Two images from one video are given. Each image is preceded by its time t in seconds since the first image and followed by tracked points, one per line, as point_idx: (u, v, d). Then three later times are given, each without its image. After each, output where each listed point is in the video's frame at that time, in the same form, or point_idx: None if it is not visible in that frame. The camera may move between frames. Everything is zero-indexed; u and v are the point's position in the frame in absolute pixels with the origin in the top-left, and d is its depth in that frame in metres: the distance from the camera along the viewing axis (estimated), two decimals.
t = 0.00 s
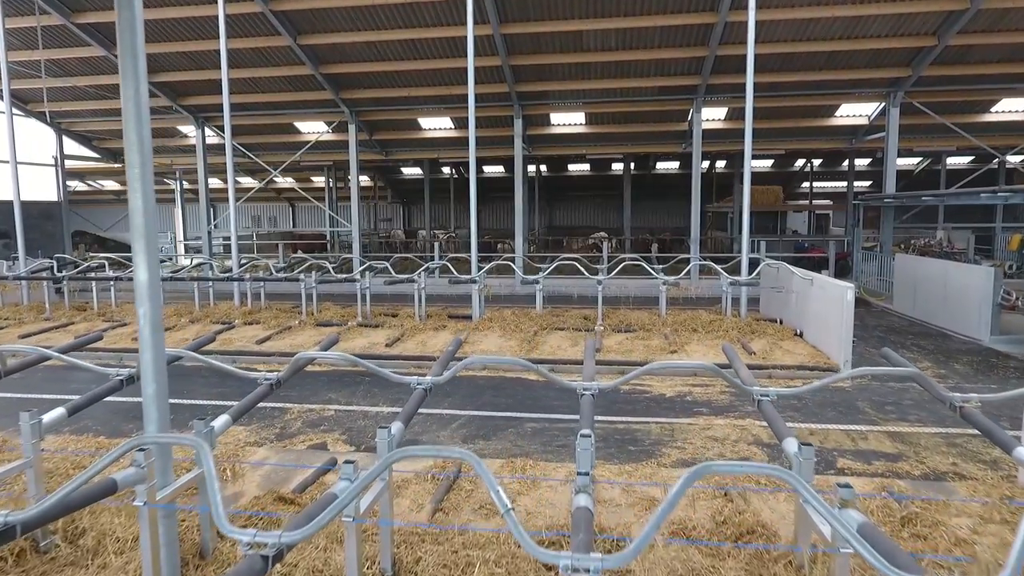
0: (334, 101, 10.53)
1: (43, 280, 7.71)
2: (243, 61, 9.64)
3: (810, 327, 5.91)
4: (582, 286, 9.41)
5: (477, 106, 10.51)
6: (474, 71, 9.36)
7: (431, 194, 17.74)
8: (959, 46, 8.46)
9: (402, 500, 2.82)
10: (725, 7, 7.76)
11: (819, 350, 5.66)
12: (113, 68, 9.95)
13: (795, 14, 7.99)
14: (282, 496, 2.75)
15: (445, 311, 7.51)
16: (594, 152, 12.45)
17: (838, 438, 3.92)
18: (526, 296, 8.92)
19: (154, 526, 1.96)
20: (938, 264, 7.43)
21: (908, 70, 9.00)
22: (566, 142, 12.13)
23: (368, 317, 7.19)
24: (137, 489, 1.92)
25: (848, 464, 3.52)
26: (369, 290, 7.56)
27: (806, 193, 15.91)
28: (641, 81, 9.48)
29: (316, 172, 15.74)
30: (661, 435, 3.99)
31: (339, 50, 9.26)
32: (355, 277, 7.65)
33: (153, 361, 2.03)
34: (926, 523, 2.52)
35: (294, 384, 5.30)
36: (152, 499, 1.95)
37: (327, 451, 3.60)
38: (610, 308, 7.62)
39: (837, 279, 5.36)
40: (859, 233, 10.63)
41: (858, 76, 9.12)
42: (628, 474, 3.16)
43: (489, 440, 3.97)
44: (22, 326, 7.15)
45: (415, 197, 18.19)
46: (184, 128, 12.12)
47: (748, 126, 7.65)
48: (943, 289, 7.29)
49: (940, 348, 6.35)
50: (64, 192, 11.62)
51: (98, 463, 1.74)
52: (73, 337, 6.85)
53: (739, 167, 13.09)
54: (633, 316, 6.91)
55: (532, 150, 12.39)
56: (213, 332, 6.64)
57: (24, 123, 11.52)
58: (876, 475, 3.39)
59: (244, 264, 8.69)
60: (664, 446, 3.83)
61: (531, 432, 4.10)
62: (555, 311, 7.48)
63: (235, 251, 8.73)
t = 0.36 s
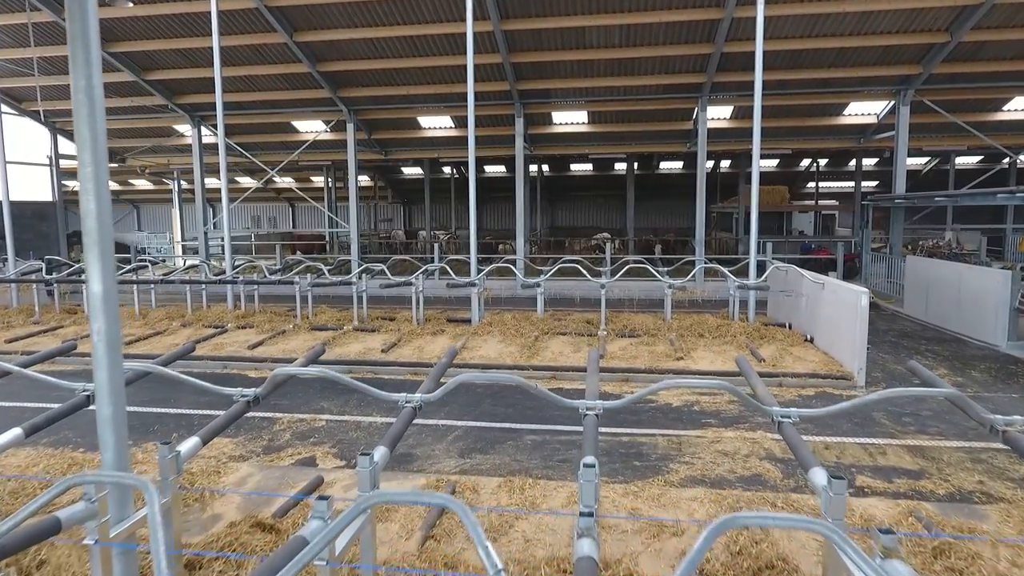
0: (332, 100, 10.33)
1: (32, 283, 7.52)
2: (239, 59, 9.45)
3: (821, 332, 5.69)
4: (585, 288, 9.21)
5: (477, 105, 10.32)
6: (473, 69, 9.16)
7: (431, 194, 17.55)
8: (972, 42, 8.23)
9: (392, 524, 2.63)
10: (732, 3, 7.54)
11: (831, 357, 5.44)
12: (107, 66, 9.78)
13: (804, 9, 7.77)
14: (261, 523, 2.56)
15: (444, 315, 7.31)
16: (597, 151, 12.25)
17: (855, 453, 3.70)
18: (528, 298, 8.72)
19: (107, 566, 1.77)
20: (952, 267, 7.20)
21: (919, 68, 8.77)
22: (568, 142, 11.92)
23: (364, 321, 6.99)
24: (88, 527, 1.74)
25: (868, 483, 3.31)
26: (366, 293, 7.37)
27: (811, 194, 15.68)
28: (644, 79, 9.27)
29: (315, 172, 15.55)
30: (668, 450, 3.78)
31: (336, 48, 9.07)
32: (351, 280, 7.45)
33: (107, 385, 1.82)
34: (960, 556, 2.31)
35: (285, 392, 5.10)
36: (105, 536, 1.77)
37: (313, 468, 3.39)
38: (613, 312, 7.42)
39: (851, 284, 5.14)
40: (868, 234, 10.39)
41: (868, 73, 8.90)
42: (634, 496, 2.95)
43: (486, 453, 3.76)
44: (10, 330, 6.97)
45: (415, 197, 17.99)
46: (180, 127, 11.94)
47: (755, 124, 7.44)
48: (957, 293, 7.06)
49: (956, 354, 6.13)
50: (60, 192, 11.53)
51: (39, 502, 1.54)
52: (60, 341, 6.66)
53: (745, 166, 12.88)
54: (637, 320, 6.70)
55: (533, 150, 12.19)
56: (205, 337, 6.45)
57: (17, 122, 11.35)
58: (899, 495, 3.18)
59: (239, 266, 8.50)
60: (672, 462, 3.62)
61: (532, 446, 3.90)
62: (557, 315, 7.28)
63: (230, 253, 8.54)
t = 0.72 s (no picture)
0: (329, 98, 10.14)
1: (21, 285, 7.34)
2: (234, 57, 9.26)
3: (834, 339, 5.47)
4: (587, 291, 8.99)
5: (478, 104, 10.11)
6: (473, 66, 8.96)
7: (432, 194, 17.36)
8: (986, 38, 8.00)
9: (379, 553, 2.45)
10: None
11: (844, 364, 5.22)
12: (100, 63, 9.61)
13: (813, 4, 7.55)
14: (235, 556, 2.37)
15: (442, 318, 7.11)
16: (600, 151, 12.03)
17: (874, 470, 3.49)
18: (529, 301, 8.51)
19: None
20: (967, 271, 6.97)
21: (932, 64, 8.55)
22: (570, 141, 11.72)
23: (360, 325, 6.80)
24: None
25: (891, 505, 3.10)
26: (362, 296, 7.17)
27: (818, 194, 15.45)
28: (649, 77, 9.06)
29: (314, 172, 15.36)
30: (675, 466, 3.58)
31: (334, 45, 8.88)
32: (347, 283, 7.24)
33: (52, 415, 1.62)
34: None
35: (275, 402, 4.90)
36: None
37: (297, 489, 3.19)
38: (617, 315, 7.21)
39: (866, 289, 4.93)
40: (877, 235, 10.15)
41: (879, 70, 8.68)
42: (639, 522, 2.76)
43: (483, 469, 3.56)
44: None
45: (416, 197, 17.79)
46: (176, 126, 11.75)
47: (763, 122, 7.23)
48: (973, 298, 6.82)
49: (972, 361, 5.91)
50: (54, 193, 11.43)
51: None
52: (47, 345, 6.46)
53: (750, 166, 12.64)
54: (641, 325, 6.48)
55: (535, 150, 11.98)
56: (195, 343, 6.26)
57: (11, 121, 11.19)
58: (924, 518, 2.96)
59: (233, 268, 8.31)
60: (679, 479, 3.41)
61: (531, 461, 3.70)
62: (560, 319, 7.07)
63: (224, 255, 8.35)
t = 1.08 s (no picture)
0: (327, 97, 9.94)
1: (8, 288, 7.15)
2: (229, 54, 9.07)
3: (848, 345, 5.25)
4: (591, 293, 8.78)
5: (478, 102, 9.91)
6: (474, 63, 8.75)
7: (433, 194, 17.16)
8: (1001, 33, 7.77)
9: None
10: None
11: (860, 372, 5.00)
12: (94, 61, 9.42)
13: None
14: None
15: (441, 322, 6.90)
16: (603, 150, 11.81)
17: (898, 489, 3.27)
18: (530, 304, 8.30)
19: None
20: (983, 274, 6.74)
21: (945, 61, 8.32)
22: (573, 140, 11.51)
23: (356, 329, 6.59)
24: None
25: (919, 529, 2.88)
26: (359, 299, 6.96)
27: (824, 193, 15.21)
28: (653, 74, 8.84)
29: (313, 172, 15.16)
30: (685, 483, 3.37)
31: (330, 41, 8.68)
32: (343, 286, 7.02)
33: None
34: None
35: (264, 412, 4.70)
36: None
37: (281, 511, 2.99)
38: (621, 319, 6.99)
39: (883, 293, 4.69)
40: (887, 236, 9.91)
41: (889, 67, 8.45)
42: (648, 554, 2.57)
43: (480, 487, 3.34)
44: None
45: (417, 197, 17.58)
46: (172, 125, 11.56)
47: (772, 120, 7.00)
48: (990, 302, 6.59)
49: (991, 367, 5.68)
50: (48, 194, 11.29)
51: None
52: (34, 350, 6.27)
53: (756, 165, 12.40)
54: (646, 330, 6.26)
55: (537, 149, 11.76)
56: (186, 348, 6.06)
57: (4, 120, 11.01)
58: (956, 546, 2.74)
59: (227, 270, 8.10)
60: (690, 499, 3.19)
61: (532, 477, 3.49)
62: (563, 323, 6.86)
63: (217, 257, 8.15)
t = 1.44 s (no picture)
0: (325, 95, 9.74)
1: None
2: (224, 51, 8.87)
3: (862, 352, 5.04)
4: (594, 295, 8.55)
5: (478, 100, 9.70)
6: (473, 60, 8.54)
7: (434, 194, 16.97)
8: (1016, 29, 7.54)
9: None
10: None
11: (875, 381, 4.78)
12: (86, 58, 9.23)
13: None
14: None
15: (439, 327, 6.70)
16: (606, 150, 11.59)
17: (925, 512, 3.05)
18: (531, 307, 8.09)
19: None
20: (999, 277, 6.51)
21: (957, 58, 8.08)
22: (575, 139, 11.30)
23: (352, 334, 6.39)
24: None
25: (951, 558, 2.67)
26: (354, 302, 6.74)
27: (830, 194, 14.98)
28: (657, 71, 8.62)
29: (312, 172, 14.96)
30: (696, 504, 3.16)
31: (326, 38, 8.47)
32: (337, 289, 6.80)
33: None
34: None
35: (251, 423, 4.49)
36: None
37: (261, 541, 2.79)
38: (625, 323, 6.78)
39: (900, 299, 4.46)
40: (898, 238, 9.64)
41: (901, 64, 8.22)
42: None
43: (477, 507, 3.13)
44: None
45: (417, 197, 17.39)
46: (167, 124, 11.36)
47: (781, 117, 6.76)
48: (1007, 307, 6.36)
49: (1010, 375, 5.46)
50: (41, 193, 11.06)
51: None
52: (19, 354, 6.08)
53: (762, 165, 12.17)
54: (651, 336, 6.03)
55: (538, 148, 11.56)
56: (175, 354, 5.86)
57: None
58: None
59: (220, 272, 7.90)
60: (701, 522, 2.98)
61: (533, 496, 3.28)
62: (564, 328, 6.65)
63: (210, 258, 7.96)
